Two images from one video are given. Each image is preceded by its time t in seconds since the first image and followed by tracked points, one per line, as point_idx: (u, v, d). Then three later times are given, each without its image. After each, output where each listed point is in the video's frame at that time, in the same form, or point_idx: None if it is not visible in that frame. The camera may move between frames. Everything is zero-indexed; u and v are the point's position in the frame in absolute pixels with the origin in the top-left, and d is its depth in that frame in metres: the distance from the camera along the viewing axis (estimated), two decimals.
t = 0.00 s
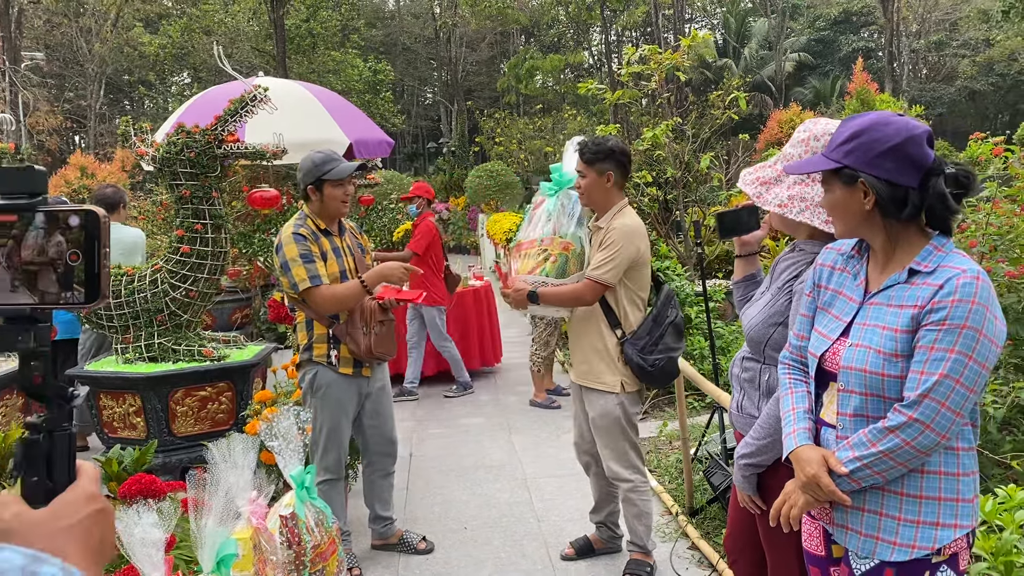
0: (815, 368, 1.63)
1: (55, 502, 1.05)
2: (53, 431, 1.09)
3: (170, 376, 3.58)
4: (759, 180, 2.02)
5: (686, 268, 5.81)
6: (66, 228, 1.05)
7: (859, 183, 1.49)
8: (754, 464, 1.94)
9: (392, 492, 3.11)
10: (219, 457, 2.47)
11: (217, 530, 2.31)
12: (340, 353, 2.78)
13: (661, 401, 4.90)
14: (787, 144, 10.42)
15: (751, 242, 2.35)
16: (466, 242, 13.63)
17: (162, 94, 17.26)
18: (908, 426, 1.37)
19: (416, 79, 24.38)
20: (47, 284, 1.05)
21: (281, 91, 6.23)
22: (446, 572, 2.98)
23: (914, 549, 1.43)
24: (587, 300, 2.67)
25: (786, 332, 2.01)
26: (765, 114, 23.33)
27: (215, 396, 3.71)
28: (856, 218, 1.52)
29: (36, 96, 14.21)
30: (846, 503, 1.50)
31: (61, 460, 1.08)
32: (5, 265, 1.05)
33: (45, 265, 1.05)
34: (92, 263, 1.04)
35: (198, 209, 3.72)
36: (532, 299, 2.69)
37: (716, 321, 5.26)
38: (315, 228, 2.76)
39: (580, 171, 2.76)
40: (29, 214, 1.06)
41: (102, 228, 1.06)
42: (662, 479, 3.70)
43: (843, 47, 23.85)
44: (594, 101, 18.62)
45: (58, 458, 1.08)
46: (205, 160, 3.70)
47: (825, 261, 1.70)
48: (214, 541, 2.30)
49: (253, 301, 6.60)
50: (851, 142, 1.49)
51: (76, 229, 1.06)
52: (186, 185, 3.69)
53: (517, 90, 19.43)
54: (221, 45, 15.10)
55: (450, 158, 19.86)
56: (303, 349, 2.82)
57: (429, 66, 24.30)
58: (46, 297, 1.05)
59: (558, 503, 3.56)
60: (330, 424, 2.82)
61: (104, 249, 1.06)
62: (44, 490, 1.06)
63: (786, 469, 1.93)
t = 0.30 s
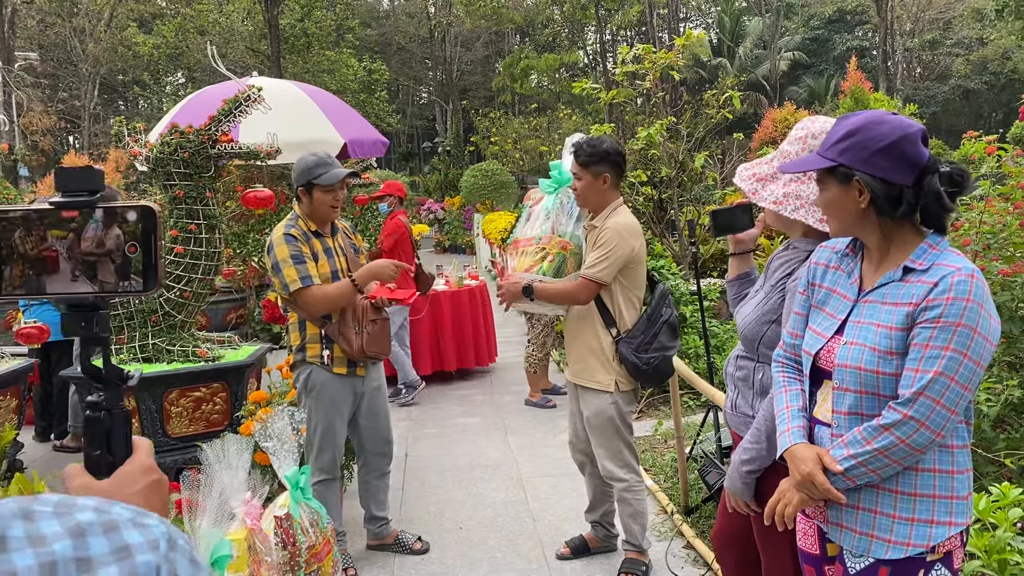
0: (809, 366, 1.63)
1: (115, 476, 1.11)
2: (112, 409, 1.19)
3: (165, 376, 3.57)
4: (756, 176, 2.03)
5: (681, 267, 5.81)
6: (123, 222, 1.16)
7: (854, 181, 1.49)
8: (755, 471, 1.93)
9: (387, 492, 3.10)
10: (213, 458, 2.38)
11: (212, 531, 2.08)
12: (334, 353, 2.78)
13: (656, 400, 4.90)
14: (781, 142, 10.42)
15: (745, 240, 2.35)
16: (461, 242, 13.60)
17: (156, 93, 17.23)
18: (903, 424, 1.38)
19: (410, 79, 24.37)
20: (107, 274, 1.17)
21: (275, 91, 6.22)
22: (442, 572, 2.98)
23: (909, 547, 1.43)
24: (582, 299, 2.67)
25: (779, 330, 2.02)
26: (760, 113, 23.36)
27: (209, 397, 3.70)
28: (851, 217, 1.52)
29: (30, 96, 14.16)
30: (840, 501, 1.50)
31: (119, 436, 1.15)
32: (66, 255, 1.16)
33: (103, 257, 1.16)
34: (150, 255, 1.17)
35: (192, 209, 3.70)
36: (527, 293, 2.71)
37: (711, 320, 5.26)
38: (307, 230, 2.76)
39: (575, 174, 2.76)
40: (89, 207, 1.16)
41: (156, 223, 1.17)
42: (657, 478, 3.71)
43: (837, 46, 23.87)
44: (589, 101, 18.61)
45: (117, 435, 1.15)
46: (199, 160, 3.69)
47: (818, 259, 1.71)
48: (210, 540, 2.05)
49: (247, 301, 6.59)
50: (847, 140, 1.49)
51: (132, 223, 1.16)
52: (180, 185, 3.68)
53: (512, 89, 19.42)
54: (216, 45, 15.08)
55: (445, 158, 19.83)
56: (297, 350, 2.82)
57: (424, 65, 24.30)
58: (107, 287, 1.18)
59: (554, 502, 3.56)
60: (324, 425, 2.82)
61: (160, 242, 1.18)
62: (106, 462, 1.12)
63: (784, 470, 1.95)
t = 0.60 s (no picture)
0: (803, 365, 1.63)
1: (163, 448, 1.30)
2: (159, 388, 1.51)
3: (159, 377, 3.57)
4: (754, 174, 2.03)
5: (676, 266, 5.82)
6: (171, 215, 1.46)
7: (849, 180, 1.49)
8: (766, 479, 1.83)
9: (381, 493, 3.10)
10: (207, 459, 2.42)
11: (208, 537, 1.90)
12: (325, 354, 2.77)
13: (650, 399, 4.90)
14: (776, 141, 10.42)
15: (745, 239, 2.36)
16: (456, 241, 13.61)
17: (150, 94, 17.18)
18: (897, 424, 1.38)
19: (405, 78, 24.36)
20: (157, 266, 1.50)
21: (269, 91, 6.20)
22: (436, 572, 2.98)
23: (902, 546, 1.44)
24: (566, 288, 2.67)
25: (774, 327, 2.02)
26: (754, 112, 23.42)
27: (203, 398, 3.69)
28: (846, 215, 1.52)
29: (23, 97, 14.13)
30: (834, 500, 1.50)
31: (165, 413, 1.48)
32: (117, 249, 1.46)
33: (151, 250, 1.48)
34: (192, 247, 1.48)
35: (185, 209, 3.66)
36: (515, 273, 2.67)
37: (705, 319, 5.26)
38: (299, 233, 2.76)
39: (569, 179, 2.75)
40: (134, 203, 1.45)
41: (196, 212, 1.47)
42: (652, 477, 3.71)
43: (831, 45, 23.91)
44: (584, 100, 18.61)
45: (163, 411, 1.48)
46: (192, 159, 3.67)
47: (813, 258, 1.71)
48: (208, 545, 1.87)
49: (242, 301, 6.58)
50: (843, 138, 1.49)
51: (178, 216, 1.46)
52: (173, 185, 3.67)
53: (507, 88, 19.40)
54: (209, 45, 15.07)
55: (440, 158, 19.82)
56: (288, 351, 2.82)
57: (419, 65, 24.29)
58: (153, 276, 1.51)
59: (549, 502, 3.56)
60: (318, 425, 2.81)
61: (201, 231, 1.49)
62: (153, 434, 1.45)
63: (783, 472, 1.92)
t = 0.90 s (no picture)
0: (796, 366, 1.63)
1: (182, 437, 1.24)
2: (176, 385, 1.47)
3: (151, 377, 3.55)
4: (751, 175, 2.03)
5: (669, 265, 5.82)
6: (191, 219, 1.57)
7: (841, 181, 1.49)
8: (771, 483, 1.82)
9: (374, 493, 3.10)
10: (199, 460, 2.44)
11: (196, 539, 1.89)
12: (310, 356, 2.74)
13: (643, 399, 4.91)
14: (769, 141, 10.43)
15: (741, 237, 2.38)
16: (450, 241, 13.58)
17: (143, 93, 17.12)
18: (889, 425, 1.38)
19: (399, 78, 24.35)
20: (178, 269, 1.55)
21: (262, 91, 6.18)
22: (430, 572, 2.98)
23: (896, 547, 1.44)
24: (561, 277, 2.65)
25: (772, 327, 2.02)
26: (748, 112, 23.44)
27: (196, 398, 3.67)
28: (837, 215, 1.52)
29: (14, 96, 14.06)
30: (827, 501, 1.50)
31: (184, 409, 1.44)
32: (139, 254, 1.51)
33: (173, 253, 1.54)
34: (211, 247, 1.58)
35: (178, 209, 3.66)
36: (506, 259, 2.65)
37: (698, 319, 5.27)
38: (287, 233, 2.76)
39: (561, 179, 2.75)
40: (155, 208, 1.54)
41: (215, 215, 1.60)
42: (645, 476, 3.72)
43: (824, 44, 23.95)
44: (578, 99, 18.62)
45: (182, 405, 1.44)
46: (184, 159, 3.65)
47: (807, 259, 1.71)
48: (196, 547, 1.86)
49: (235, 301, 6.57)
50: (836, 139, 1.49)
51: (197, 220, 1.58)
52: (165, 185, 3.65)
53: (501, 88, 19.40)
54: (202, 45, 15.03)
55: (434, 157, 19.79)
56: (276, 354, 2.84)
57: (413, 64, 24.27)
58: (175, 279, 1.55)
59: (542, 502, 3.56)
60: (307, 425, 2.81)
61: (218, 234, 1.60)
62: (174, 428, 1.44)
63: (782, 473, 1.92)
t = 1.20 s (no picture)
0: (789, 366, 1.63)
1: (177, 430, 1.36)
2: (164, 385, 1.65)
3: (141, 377, 3.52)
4: (745, 176, 2.03)
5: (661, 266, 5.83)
6: (183, 220, 1.70)
7: (835, 181, 1.49)
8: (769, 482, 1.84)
9: (366, 494, 3.09)
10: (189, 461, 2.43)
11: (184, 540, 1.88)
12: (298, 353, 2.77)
13: (635, 399, 4.91)
14: (762, 142, 10.46)
15: (731, 241, 2.37)
16: (443, 241, 13.56)
17: (135, 92, 17.07)
18: (882, 425, 1.38)
19: (392, 77, 24.33)
20: (172, 269, 1.67)
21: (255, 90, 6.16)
22: (422, 573, 2.97)
23: (889, 547, 1.44)
24: (549, 268, 2.65)
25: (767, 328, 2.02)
26: (741, 112, 23.49)
27: (187, 398, 3.65)
28: (831, 216, 1.52)
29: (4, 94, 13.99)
30: (821, 502, 1.50)
31: (173, 407, 1.62)
32: (133, 253, 1.63)
33: (168, 253, 1.67)
34: (203, 247, 1.72)
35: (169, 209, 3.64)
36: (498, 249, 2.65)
37: (690, 319, 5.27)
38: (274, 233, 2.76)
39: (554, 179, 2.75)
40: (145, 209, 1.66)
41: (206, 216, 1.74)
42: (637, 476, 3.72)
43: (817, 45, 24.02)
44: (571, 99, 18.63)
45: (172, 404, 1.61)
46: (175, 158, 3.63)
47: (799, 260, 1.71)
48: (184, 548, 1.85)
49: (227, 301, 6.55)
50: (829, 139, 1.49)
51: (189, 221, 1.71)
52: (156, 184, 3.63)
53: (495, 88, 19.40)
54: (194, 44, 15.00)
55: (427, 157, 19.78)
56: (263, 353, 2.83)
57: (406, 64, 24.25)
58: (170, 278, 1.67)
59: (535, 502, 3.56)
60: (294, 426, 2.80)
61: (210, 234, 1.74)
62: (164, 425, 1.60)
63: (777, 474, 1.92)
